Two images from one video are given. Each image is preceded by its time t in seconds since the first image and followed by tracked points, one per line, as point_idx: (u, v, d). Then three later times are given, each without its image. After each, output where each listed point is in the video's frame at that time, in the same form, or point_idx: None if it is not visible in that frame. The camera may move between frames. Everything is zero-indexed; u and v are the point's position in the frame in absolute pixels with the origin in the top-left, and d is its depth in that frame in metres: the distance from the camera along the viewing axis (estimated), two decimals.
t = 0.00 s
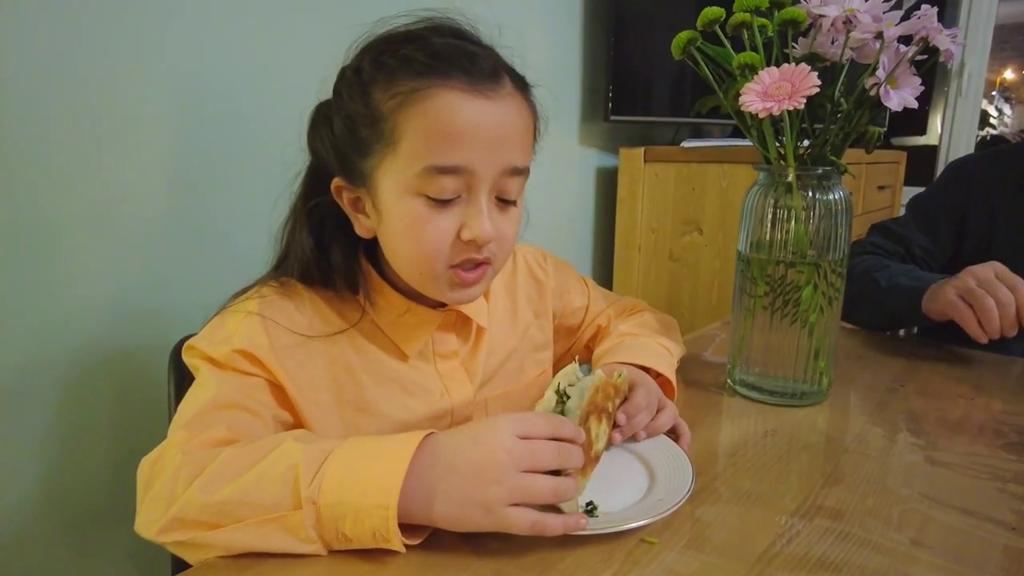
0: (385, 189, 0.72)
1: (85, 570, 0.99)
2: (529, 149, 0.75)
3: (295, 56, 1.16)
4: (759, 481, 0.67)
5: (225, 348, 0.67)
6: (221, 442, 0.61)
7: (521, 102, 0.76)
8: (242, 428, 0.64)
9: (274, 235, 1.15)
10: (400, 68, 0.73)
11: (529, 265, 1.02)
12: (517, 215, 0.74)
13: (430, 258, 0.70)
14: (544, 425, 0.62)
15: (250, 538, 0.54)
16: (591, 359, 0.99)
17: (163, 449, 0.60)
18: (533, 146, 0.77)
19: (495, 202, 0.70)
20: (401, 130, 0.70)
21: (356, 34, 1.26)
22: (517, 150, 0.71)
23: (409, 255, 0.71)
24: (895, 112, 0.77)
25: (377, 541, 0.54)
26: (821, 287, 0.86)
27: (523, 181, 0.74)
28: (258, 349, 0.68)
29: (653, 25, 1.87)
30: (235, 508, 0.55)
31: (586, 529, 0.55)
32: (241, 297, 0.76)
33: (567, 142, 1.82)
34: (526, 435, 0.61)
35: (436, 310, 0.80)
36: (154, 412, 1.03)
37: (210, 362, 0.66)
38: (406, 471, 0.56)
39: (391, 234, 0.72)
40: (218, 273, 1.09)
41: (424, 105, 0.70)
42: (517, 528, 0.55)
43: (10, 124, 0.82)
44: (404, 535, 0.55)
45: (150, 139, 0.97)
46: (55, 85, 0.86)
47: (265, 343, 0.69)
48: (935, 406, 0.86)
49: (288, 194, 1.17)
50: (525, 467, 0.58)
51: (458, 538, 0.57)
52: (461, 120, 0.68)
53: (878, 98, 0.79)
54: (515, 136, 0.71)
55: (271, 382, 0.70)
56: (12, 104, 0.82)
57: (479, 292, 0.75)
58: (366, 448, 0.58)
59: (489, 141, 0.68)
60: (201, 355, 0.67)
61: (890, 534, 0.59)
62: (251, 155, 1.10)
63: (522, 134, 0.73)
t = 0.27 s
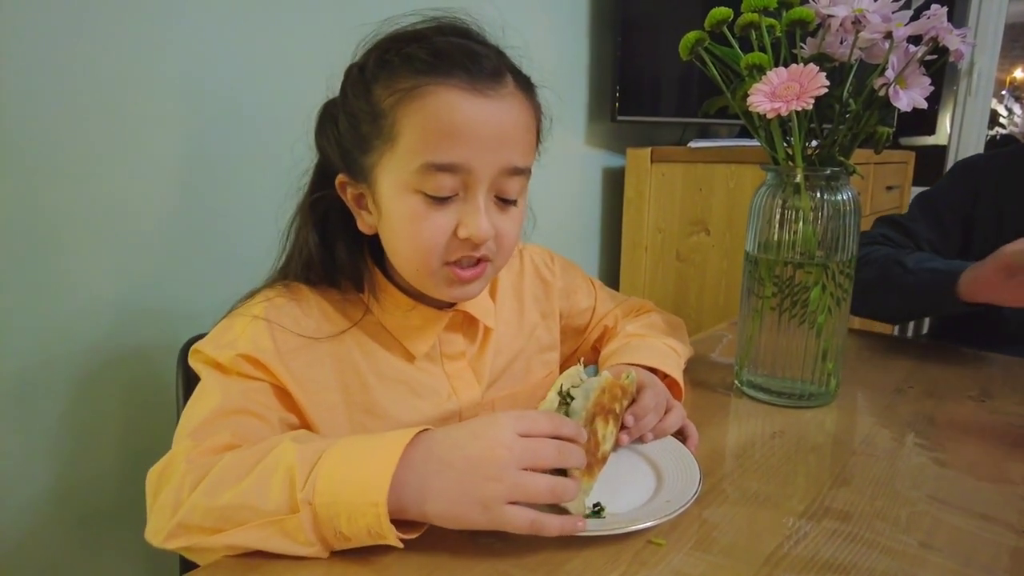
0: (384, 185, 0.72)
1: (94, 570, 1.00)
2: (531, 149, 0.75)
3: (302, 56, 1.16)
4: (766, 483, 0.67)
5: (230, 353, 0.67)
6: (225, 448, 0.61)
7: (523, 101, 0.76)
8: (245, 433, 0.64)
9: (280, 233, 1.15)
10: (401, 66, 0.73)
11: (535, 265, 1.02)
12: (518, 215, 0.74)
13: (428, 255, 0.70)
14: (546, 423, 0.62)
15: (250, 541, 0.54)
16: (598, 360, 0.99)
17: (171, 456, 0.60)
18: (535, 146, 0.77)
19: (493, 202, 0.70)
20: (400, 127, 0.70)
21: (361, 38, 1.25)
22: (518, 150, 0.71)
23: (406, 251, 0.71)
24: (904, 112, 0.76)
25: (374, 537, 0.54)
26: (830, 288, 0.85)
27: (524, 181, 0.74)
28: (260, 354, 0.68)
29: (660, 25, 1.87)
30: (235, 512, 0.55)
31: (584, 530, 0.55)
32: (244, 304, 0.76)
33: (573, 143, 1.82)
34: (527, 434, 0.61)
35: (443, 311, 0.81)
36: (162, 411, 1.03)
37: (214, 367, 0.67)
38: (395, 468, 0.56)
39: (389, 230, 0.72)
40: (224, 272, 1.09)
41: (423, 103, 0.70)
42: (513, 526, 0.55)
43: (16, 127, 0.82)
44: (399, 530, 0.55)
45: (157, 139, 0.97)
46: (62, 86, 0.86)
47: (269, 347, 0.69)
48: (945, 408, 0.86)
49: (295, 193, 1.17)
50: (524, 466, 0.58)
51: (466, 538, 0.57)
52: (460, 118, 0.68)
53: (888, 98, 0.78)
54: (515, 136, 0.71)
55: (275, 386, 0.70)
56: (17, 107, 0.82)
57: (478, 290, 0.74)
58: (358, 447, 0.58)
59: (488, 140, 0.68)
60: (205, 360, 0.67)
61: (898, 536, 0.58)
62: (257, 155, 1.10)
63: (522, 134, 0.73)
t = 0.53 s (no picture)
0: (387, 182, 0.72)
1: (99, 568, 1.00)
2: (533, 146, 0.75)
3: (307, 56, 1.16)
4: (772, 484, 0.67)
5: (230, 354, 0.67)
6: (225, 452, 0.61)
7: (526, 98, 0.76)
8: (246, 438, 0.63)
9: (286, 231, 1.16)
10: (405, 62, 0.73)
11: (540, 265, 1.02)
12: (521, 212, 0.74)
13: (429, 250, 0.70)
14: (510, 393, 0.61)
15: (244, 540, 0.54)
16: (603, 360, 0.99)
17: (174, 460, 0.61)
18: (538, 143, 0.78)
19: (496, 199, 0.70)
20: (403, 123, 0.70)
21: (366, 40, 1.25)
22: (520, 147, 0.71)
23: (408, 247, 0.71)
24: (913, 112, 0.76)
25: (362, 527, 0.54)
26: (836, 288, 0.85)
27: (527, 178, 0.74)
28: (260, 357, 0.68)
29: (665, 24, 1.86)
30: (228, 511, 0.55)
31: (564, 531, 0.55)
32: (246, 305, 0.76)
33: (578, 142, 1.82)
34: (492, 401, 0.60)
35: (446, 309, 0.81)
36: (167, 409, 1.04)
37: (215, 371, 0.66)
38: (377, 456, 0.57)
39: (392, 226, 0.72)
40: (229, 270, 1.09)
41: (426, 99, 0.70)
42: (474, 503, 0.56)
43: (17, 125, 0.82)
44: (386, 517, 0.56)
45: (162, 138, 0.97)
46: (67, 86, 0.86)
47: (269, 349, 0.69)
48: (953, 409, 0.85)
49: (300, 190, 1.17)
50: (490, 432, 0.58)
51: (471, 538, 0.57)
52: (463, 115, 0.68)
53: (896, 97, 0.78)
54: (518, 133, 0.71)
55: (275, 389, 0.69)
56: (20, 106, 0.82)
57: (479, 285, 0.75)
58: (341, 440, 0.58)
59: (491, 137, 0.68)
60: (207, 361, 0.67)
61: (906, 538, 0.58)
62: (262, 153, 1.10)
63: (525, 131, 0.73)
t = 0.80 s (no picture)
0: (391, 177, 0.72)
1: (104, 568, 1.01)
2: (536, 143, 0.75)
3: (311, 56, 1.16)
4: (776, 485, 0.66)
5: (237, 354, 0.67)
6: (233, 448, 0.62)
7: (530, 96, 0.76)
8: (257, 433, 0.64)
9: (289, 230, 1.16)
10: (409, 59, 0.73)
11: (544, 265, 1.02)
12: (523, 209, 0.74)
13: (432, 246, 0.70)
14: (521, 392, 0.64)
15: (251, 531, 0.55)
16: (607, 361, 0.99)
17: (183, 456, 0.62)
18: (540, 141, 0.78)
19: (499, 195, 0.70)
20: (407, 118, 0.70)
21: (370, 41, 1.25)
22: (523, 144, 0.71)
23: (410, 242, 0.71)
24: (918, 111, 0.75)
25: (368, 518, 0.55)
26: (841, 289, 0.85)
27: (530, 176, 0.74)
28: (268, 354, 0.68)
29: (670, 24, 1.86)
30: (238, 501, 0.57)
31: (563, 530, 0.55)
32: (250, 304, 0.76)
33: (582, 142, 1.82)
34: (502, 397, 0.62)
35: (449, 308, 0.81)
36: (171, 408, 1.04)
37: (223, 369, 0.67)
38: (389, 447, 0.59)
39: (395, 222, 0.72)
40: (232, 269, 1.09)
41: (430, 94, 0.70)
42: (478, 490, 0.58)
43: (20, 124, 0.83)
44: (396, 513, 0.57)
45: (166, 137, 0.97)
46: (70, 85, 0.86)
47: (275, 347, 0.69)
48: (959, 410, 0.85)
49: (303, 189, 1.18)
50: (496, 424, 0.60)
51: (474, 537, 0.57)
52: (466, 111, 0.68)
53: (900, 97, 0.78)
54: (521, 129, 0.71)
55: (285, 386, 0.70)
56: (23, 104, 0.83)
57: (482, 281, 0.74)
58: (356, 434, 0.60)
59: (495, 132, 0.68)
60: (213, 361, 0.67)
61: (911, 540, 0.58)
62: (266, 152, 1.10)
63: (528, 128, 0.73)
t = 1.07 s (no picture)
0: (400, 174, 0.72)
1: (110, 567, 1.01)
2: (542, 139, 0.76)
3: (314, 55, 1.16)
4: (781, 486, 0.66)
5: (241, 353, 0.67)
6: (238, 446, 0.62)
7: (536, 92, 0.77)
8: (260, 431, 0.64)
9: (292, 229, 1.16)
10: (418, 55, 0.74)
11: (547, 264, 1.02)
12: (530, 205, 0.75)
13: (442, 240, 0.70)
14: (520, 387, 0.66)
15: (261, 522, 0.56)
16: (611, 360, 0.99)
17: (187, 454, 0.62)
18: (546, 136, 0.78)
19: (508, 189, 0.71)
20: (418, 113, 0.71)
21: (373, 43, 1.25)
22: (531, 139, 0.72)
23: (419, 238, 0.71)
24: (923, 112, 0.76)
25: (372, 507, 0.56)
26: (846, 290, 0.84)
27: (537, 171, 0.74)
28: (271, 353, 0.68)
29: (674, 24, 1.86)
30: (246, 493, 0.58)
31: (563, 530, 0.55)
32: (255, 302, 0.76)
33: (586, 141, 1.82)
34: (501, 390, 0.64)
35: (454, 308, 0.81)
36: (175, 407, 1.04)
37: (226, 368, 0.67)
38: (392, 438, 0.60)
39: (404, 217, 0.72)
40: (237, 268, 1.09)
41: (441, 90, 0.70)
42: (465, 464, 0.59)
43: (24, 122, 0.83)
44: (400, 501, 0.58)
45: (172, 136, 0.98)
46: (71, 84, 0.87)
47: (279, 346, 0.70)
48: (965, 412, 0.84)
49: (309, 188, 1.18)
50: (492, 411, 0.62)
51: (479, 536, 0.57)
52: (477, 105, 0.69)
53: (906, 97, 0.78)
54: (529, 124, 0.72)
55: (290, 384, 0.70)
56: (27, 103, 0.83)
57: (491, 275, 0.75)
58: (362, 427, 0.61)
59: (504, 125, 0.69)
60: (218, 359, 0.67)
61: (916, 541, 0.58)
62: (271, 151, 1.11)
63: (535, 122, 0.74)
